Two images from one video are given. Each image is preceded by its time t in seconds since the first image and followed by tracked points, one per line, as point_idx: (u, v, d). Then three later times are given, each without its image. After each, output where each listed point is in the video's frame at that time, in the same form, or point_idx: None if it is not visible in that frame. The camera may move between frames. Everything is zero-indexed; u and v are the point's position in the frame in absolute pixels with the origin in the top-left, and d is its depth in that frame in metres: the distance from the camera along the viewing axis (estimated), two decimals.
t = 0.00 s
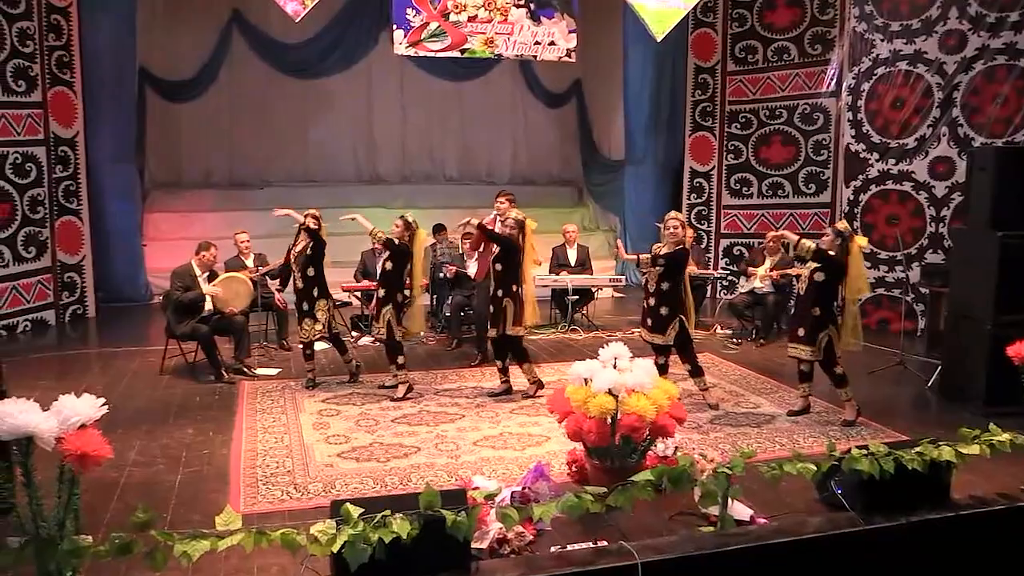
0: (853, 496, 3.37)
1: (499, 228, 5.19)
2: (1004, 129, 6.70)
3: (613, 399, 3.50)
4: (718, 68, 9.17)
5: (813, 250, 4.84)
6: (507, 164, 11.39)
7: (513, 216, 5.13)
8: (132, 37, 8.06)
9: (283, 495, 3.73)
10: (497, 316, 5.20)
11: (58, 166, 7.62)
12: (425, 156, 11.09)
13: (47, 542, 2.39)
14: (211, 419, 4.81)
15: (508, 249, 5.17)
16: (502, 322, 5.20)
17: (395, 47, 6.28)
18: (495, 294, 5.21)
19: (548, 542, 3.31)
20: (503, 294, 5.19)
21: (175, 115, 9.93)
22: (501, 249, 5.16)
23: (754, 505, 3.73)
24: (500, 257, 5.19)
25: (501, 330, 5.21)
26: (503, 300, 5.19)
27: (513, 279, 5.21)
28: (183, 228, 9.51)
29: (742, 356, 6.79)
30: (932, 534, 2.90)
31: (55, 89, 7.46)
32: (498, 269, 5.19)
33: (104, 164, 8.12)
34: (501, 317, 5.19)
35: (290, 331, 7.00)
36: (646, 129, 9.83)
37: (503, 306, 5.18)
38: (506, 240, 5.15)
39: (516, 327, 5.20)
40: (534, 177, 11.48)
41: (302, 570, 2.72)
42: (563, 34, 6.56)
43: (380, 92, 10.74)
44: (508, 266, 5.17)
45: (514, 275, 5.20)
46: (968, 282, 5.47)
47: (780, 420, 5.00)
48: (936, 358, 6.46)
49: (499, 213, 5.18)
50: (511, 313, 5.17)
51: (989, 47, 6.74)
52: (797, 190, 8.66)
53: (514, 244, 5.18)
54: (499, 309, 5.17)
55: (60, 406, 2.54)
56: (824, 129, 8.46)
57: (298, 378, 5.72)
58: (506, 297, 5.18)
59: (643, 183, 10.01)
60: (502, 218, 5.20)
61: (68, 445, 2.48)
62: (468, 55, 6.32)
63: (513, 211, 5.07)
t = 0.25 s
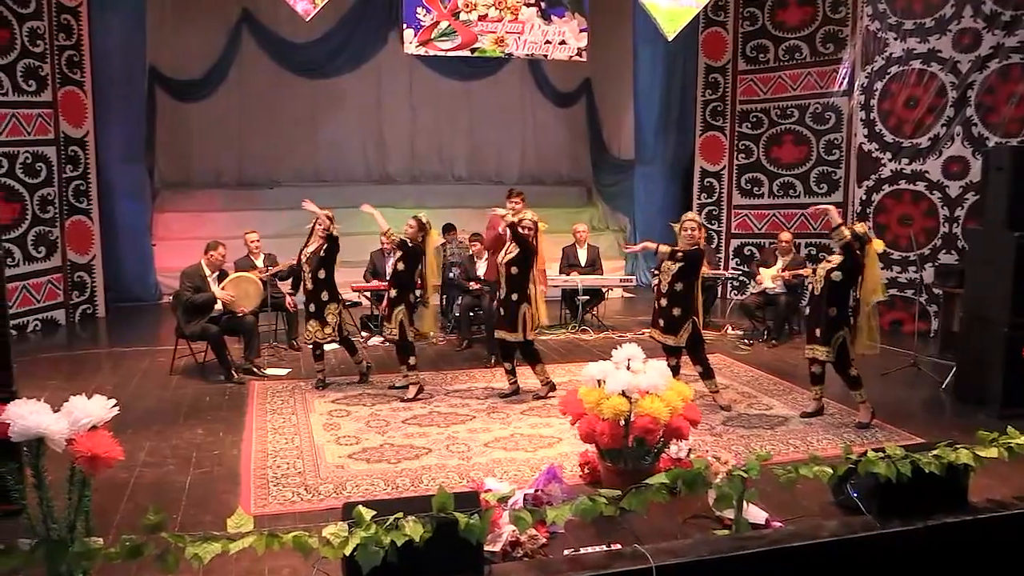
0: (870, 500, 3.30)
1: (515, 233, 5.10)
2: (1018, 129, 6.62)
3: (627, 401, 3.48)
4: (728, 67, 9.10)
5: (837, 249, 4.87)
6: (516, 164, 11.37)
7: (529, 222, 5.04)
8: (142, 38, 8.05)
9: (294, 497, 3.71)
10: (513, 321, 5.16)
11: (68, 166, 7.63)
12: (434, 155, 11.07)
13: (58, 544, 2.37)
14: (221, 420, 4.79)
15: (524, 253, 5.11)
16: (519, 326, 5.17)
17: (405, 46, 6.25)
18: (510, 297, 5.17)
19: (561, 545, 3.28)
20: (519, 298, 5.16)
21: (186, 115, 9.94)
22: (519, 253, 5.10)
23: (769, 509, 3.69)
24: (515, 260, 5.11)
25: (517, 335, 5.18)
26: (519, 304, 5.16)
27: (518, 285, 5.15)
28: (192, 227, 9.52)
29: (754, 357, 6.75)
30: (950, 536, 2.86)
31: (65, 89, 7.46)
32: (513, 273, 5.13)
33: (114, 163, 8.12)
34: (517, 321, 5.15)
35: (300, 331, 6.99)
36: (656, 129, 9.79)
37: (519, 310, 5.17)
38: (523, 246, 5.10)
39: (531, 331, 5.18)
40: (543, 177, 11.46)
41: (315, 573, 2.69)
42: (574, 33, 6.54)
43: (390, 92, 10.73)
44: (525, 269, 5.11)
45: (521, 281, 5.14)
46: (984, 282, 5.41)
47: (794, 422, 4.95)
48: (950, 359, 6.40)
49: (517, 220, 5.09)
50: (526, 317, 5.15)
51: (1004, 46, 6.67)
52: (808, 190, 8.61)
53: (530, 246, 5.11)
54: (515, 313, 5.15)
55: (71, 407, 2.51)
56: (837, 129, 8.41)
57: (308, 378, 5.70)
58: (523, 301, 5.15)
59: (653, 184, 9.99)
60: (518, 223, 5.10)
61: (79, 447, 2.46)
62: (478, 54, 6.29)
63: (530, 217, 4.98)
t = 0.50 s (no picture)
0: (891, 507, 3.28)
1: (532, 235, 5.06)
2: None
3: (644, 405, 3.43)
4: (742, 68, 9.06)
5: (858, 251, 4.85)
6: (527, 165, 11.34)
7: (546, 224, 5.00)
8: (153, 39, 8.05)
9: (307, 501, 3.68)
10: (530, 322, 5.12)
11: (80, 168, 7.63)
12: (445, 157, 11.05)
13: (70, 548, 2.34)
14: (233, 423, 4.77)
15: (540, 254, 5.09)
16: (540, 325, 5.13)
17: (417, 47, 6.22)
18: (528, 297, 5.13)
19: (577, 551, 3.23)
20: (538, 298, 5.13)
21: (197, 117, 9.94)
22: (538, 252, 5.08)
23: (787, 514, 3.64)
24: (534, 261, 5.09)
25: (536, 334, 5.14)
26: (537, 303, 5.14)
27: (535, 283, 5.12)
28: (204, 229, 9.52)
29: (768, 360, 6.69)
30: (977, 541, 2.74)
31: (76, 90, 7.46)
32: (531, 273, 5.11)
33: (126, 165, 8.12)
34: (537, 321, 5.13)
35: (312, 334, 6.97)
36: (668, 130, 9.74)
37: (537, 308, 5.15)
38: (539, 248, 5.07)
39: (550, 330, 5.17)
40: (554, 178, 11.43)
41: None
42: (586, 34, 6.51)
43: (400, 93, 10.70)
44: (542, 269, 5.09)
45: (538, 281, 5.12)
46: (1001, 283, 5.35)
47: (810, 426, 4.90)
48: (967, 362, 6.32)
49: (535, 223, 5.04)
50: (547, 316, 5.14)
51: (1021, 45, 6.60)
52: (822, 191, 8.55)
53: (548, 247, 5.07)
54: (535, 312, 5.12)
55: (83, 411, 2.49)
56: (851, 129, 8.34)
57: (320, 381, 5.68)
58: (541, 302, 5.14)
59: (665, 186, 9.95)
60: (536, 225, 5.05)
61: (93, 451, 2.43)
62: (490, 55, 6.26)
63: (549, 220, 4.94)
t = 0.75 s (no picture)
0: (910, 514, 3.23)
1: (545, 241, 5.04)
2: None
3: (658, 411, 3.40)
4: (752, 71, 9.02)
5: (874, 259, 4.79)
6: (536, 169, 11.32)
7: (559, 230, 4.98)
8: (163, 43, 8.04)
9: (318, 507, 3.65)
10: (540, 329, 5.10)
11: (91, 172, 7.63)
12: (454, 161, 11.04)
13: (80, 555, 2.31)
14: (243, 427, 4.75)
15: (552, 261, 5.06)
16: (548, 332, 5.11)
17: (427, 51, 6.20)
18: (538, 305, 5.10)
19: (591, 558, 3.20)
20: (547, 306, 5.10)
21: (207, 121, 9.95)
22: (549, 260, 5.04)
23: (803, 522, 3.59)
24: (544, 268, 5.06)
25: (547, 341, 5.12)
26: (547, 311, 5.11)
27: (546, 289, 5.11)
28: (214, 233, 9.53)
29: (780, 365, 6.64)
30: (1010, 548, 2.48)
31: (86, 94, 7.46)
32: (541, 280, 5.08)
33: (136, 168, 8.12)
34: (547, 328, 5.10)
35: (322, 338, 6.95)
36: (678, 134, 9.72)
37: (547, 316, 5.12)
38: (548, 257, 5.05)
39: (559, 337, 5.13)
40: (563, 182, 11.41)
41: None
42: (597, 37, 6.47)
43: (410, 97, 10.70)
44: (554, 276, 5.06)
45: (549, 289, 5.10)
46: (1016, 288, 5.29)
47: (824, 432, 4.85)
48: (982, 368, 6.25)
49: (549, 229, 5.01)
50: (555, 325, 5.11)
51: None
52: (833, 195, 8.51)
53: (559, 257, 5.04)
54: (545, 320, 5.10)
55: (93, 416, 2.47)
56: (863, 133, 8.29)
57: (330, 385, 5.65)
58: (550, 309, 5.10)
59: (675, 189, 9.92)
60: (549, 231, 5.03)
61: (103, 457, 2.41)
62: (501, 59, 6.24)
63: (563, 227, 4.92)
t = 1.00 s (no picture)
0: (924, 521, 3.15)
1: (557, 247, 5.02)
2: None
3: (673, 416, 3.35)
4: (763, 75, 9.01)
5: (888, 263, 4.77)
6: (546, 173, 11.28)
7: (570, 236, 4.97)
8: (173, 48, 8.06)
9: (329, 513, 3.62)
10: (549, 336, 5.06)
11: (101, 176, 7.63)
12: (464, 165, 11.02)
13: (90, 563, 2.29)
14: (254, 433, 4.72)
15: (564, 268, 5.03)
16: (553, 341, 5.06)
17: (439, 54, 6.18)
18: (548, 314, 5.07)
19: (606, 567, 3.15)
20: (557, 315, 5.07)
21: (217, 124, 9.96)
22: (561, 269, 4.99)
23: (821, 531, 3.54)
24: (555, 276, 5.00)
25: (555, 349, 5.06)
26: (555, 321, 5.08)
27: (558, 293, 5.06)
28: (224, 238, 9.53)
29: (792, 371, 6.59)
30: None
31: (97, 98, 7.46)
32: (552, 289, 5.03)
33: (145, 173, 8.12)
34: (555, 337, 5.05)
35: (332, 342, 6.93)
36: (688, 137, 9.69)
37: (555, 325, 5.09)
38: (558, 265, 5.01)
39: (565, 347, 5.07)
40: (573, 186, 11.38)
41: None
42: (608, 40, 6.45)
43: (419, 101, 10.69)
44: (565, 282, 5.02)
45: (558, 298, 5.06)
46: None
47: (839, 438, 4.79)
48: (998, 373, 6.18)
49: (562, 234, 5.00)
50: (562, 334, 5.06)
51: None
52: (845, 200, 8.43)
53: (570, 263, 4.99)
54: (552, 329, 5.06)
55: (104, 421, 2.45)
56: (875, 137, 8.21)
57: (340, 391, 5.62)
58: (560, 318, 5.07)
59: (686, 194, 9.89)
60: (561, 236, 5.02)
61: (114, 463, 2.38)
62: (512, 62, 6.22)
63: (576, 234, 4.90)
